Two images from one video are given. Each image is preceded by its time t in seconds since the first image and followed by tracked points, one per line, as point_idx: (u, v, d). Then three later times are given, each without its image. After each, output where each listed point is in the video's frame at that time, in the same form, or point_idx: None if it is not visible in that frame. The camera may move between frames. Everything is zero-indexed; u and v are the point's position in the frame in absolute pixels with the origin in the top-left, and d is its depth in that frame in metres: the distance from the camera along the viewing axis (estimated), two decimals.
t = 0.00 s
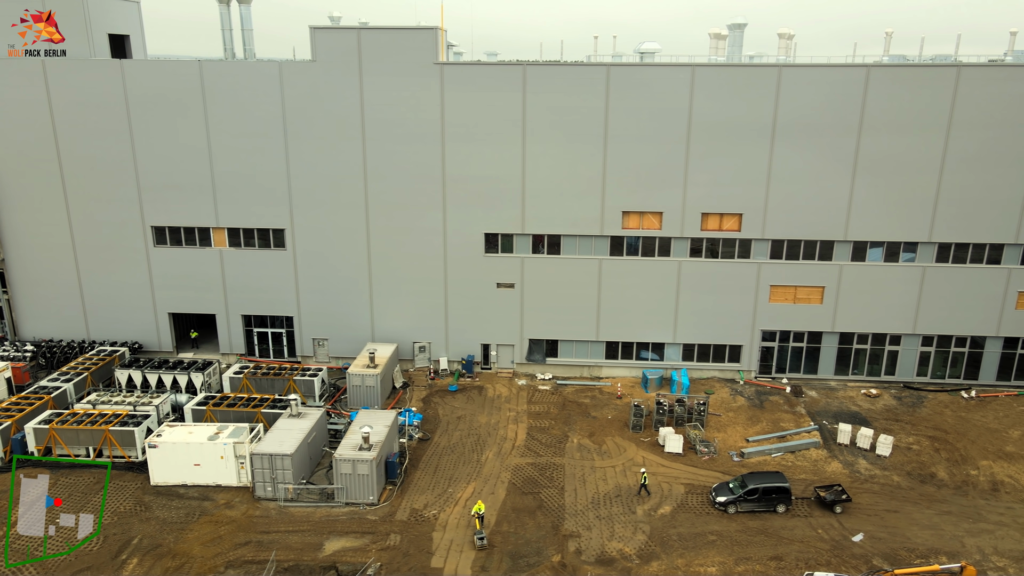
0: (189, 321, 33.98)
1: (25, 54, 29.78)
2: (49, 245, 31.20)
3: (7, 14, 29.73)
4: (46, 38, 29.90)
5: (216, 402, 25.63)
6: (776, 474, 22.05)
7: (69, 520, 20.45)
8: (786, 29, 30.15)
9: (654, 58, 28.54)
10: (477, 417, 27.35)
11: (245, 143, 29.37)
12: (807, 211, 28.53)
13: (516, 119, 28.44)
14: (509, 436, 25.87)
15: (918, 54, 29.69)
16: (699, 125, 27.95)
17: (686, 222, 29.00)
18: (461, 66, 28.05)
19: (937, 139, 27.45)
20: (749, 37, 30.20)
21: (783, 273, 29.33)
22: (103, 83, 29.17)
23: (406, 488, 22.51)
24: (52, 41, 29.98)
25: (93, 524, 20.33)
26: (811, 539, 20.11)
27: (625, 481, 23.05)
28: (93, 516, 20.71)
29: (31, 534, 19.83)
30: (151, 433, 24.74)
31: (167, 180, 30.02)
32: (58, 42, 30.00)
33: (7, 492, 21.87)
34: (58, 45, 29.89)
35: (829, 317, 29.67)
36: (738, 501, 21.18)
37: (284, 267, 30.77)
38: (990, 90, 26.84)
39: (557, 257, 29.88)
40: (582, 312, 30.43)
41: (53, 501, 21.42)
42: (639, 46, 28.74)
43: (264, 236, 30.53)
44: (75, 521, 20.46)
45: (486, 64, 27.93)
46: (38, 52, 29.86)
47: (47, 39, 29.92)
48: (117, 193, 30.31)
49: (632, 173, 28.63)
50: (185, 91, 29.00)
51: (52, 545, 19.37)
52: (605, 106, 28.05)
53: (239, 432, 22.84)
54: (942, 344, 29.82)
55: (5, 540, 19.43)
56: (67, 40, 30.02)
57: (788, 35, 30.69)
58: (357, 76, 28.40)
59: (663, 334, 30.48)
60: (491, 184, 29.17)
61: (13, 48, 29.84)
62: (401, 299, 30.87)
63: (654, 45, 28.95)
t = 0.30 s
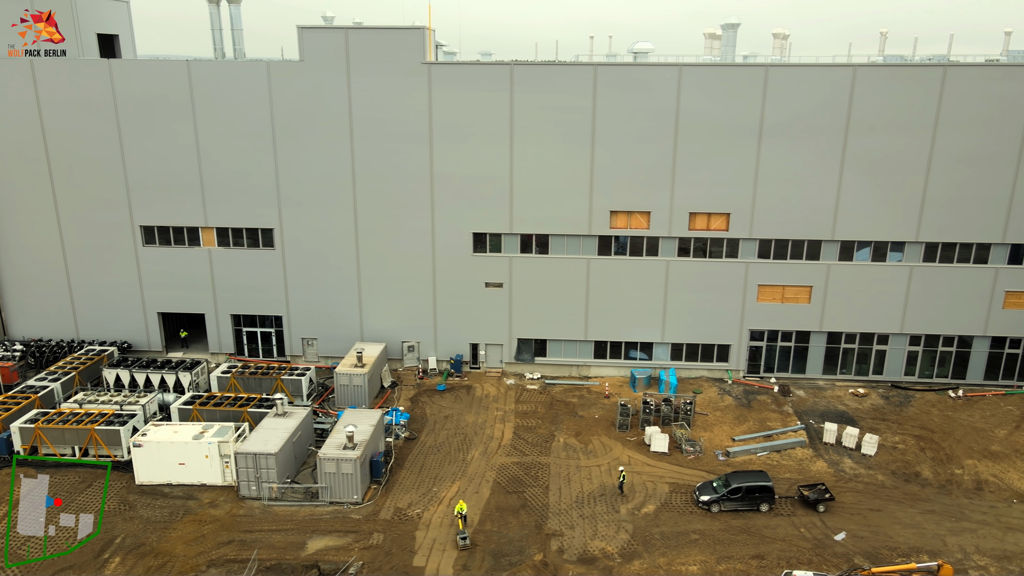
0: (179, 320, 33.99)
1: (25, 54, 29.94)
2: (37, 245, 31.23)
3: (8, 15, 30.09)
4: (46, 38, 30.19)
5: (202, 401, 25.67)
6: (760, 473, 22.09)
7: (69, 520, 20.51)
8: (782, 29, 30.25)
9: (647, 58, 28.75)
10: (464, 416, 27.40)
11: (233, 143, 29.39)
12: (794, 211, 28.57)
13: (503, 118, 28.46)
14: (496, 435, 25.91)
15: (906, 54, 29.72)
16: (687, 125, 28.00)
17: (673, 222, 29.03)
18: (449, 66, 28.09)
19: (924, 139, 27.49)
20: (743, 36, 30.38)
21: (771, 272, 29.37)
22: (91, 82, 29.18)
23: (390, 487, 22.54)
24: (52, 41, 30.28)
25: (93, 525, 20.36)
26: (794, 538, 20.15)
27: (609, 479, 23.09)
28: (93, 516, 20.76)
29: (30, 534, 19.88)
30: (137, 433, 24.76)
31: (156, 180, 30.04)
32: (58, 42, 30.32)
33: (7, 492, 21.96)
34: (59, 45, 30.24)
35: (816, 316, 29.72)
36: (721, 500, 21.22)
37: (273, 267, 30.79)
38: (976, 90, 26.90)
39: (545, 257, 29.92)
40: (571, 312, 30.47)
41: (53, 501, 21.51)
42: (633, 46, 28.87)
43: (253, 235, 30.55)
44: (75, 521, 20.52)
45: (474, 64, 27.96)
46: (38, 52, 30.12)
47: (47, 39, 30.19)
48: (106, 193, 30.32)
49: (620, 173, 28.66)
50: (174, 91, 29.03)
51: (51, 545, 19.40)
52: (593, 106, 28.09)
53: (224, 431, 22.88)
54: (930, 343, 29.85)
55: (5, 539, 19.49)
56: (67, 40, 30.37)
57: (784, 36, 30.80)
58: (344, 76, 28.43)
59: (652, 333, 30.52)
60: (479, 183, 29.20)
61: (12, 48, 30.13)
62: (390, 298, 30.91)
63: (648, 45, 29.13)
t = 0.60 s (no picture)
0: (169, 320, 34.02)
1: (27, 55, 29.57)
2: (26, 245, 31.26)
3: (8, 14, 30.15)
4: (46, 38, 30.27)
5: (189, 401, 25.70)
6: (744, 471, 22.13)
7: (69, 520, 20.47)
8: (775, 29, 30.30)
9: (640, 58, 28.11)
10: (452, 415, 27.44)
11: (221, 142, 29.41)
12: (781, 211, 28.60)
13: (491, 118, 28.50)
14: (482, 434, 25.94)
15: (894, 53, 29.72)
16: (673, 125, 28.04)
17: (661, 221, 29.05)
18: (436, 66, 28.12)
19: (910, 139, 27.51)
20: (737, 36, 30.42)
21: (759, 272, 29.41)
22: (79, 82, 29.19)
23: (375, 486, 22.58)
24: (52, 42, 30.38)
25: (93, 525, 20.34)
26: (776, 537, 20.18)
27: (594, 478, 23.13)
28: (93, 516, 20.75)
29: (31, 533, 19.85)
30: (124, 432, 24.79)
31: (144, 179, 30.06)
32: (58, 42, 30.49)
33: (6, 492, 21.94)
34: (59, 45, 30.45)
35: (804, 316, 29.76)
36: (705, 498, 21.26)
37: (262, 266, 30.82)
38: (962, 90, 26.93)
39: (534, 256, 29.95)
40: (560, 311, 30.50)
41: (53, 501, 21.49)
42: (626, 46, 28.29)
43: (242, 235, 30.56)
44: (75, 521, 20.47)
45: (461, 63, 27.98)
46: (38, 52, 30.08)
47: (47, 39, 30.28)
48: (95, 193, 30.35)
49: (607, 173, 28.70)
50: (162, 91, 29.04)
51: (52, 545, 19.38)
52: (580, 106, 28.11)
53: (209, 430, 22.91)
54: (917, 342, 29.91)
55: (5, 539, 19.47)
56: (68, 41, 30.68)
57: (778, 35, 30.85)
58: (332, 74, 28.44)
59: (640, 333, 30.55)
60: (467, 183, 29.24)
61: (13, 49, 29.92)
62: (379, 298, 30.94)
63: (641, 44, 28.49)
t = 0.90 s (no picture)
0: (159, 319, 34.03)
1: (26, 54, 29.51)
2: (15, 245, 31.27)
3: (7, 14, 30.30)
4: (47, 38, 30.06)
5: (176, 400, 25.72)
6: (728, 470, 22.17)
7: (69, 519, 20.42)
8: (771, 29, 30.38)
9: (633, 57, 28.75)
10: (439, 415, 27.48)
11: (211, 143, 29.44)
12: (770, 211, 28.63)
13: (479, 118, 28.53)
14: (469, 433, 25.98)
15: (883, 53, 29.77)
16: (660, 125, 28.08)
17: (649, 221, 29.08)
18: (424, 66, 28.15)
19: (897, 138, 27.57)
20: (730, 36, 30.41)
21: (747, 271, 29.45)
22: (67, 82, 29.20)
23: (360, 485, 22.59)
24: (52, 42, 30.14)
25: (93, 524, 20.32)
26: (759, 536, 20.21)
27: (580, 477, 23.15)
28: (93, 516, 20.72)
29: (31, 533, 19.83)
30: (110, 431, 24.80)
31: (133, 179, 30.08)
32: (58, 42, 30.14)
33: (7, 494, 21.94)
34: (60, 45, 30.23)
35: (792, 315, 29.80)
36: (688, 498, 21.28)
37: (251, 266, 30.84)
38: (949, 89, 26.99)
39: (522, 255, 29.98)
40: (548, 311, 30.53)
41: (53, 501, 21.44)
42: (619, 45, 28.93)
43: (230, 235, 30.59)
44: (75, 520, 20.45)
45: (449, 63, 28.04)
46: (38, 52, 29.86)
47: (47, 39, 30.08)
48: (84, 193, 30.37)
49: (595, 173, 28.73)
50: (150, 90, 29.06)
51: (52, 545, 19.37)
52: (568, 106, 28.15)
53: (195, 430, 22.92)
54: (905, 342, 29.95)
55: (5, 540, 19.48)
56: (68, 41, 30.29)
57: (773, 35, 30.93)
58: (320, 73, 28.45)
59: (629, 332, 30.57)
60: (456, 182, 29.28)
61: (13, 49, 29.73)
62: (368, 297, 30.96)
63: (634, 45, 29.20)
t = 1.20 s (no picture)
0: (149, 319, 34.04)
1: (26, 54, 29.33)
2: (4, 244, 31.25)
3: (7, 14, 29.53)
4: (46, 38, 29.48)
5: (163, 400, 25.73)
6: (713, 470, 22.20)
7: (69, 519, 20.33)
8: (766, 29, 30.38)
9: (627, 57, 28.58)
10: (427, 414, 27.52)
11: (200, 143, 29.47)
12: (758, 210, 28.65)
13: (467, 118, 28.55)
14: (456, 433, 26.01)
15: (874, 53, 29.79)
16: (648, 125, 28.10)
17: (638, 221, 29.10)
18: (412, 65, 28.16)
19: (884, 138, 27.58)
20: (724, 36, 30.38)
21: (736, 271, 29.47)
22: (56, 82, 29.21)
23: (345, 485, 22.62)
24: (52, 42, 29.62)
25: (93, 525, 20.26)
26: (742, 535, 20.24)
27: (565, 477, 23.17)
28: (93, 516, 20.66)
29: (31, 533, 19.86)
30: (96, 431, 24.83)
31: (122, 179, 30.09)
32: (58, 42, 29.65)
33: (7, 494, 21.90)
34: (59, 46, 29.65)
35: (781, 315, 29.82)
36: (673, 497, 21.30)
37: (240, 266, 30.87)
38: (935, 89, 27.02)
39: (511, 255, 30.01)
40: (537, 311, 30.56)
41: (54, 501, 21.40)
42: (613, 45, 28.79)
43: (220, 235, 30.60)
44: (75, 521, 20.35)
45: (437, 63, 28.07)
46: (38, 52, 29.44)
47: (47, 39, 29.50)
48: (72, 192, 30.36)
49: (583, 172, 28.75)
50: (139, 90, 29.08)
51: (52, 545, 19.37)
52: (556, 105, 28.16)
53: (180, 430, 22.93)
54: (893, 341, 29.99)
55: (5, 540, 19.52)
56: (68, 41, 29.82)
57: (768, 35, 30.93)
58: (308, 74, 28.48)
59: (618, 332, 30.58)
60: (444, 182, 29.31)
61: (12, 49, 29.39)
62: (357, 297, 30.99)
63: (628, 44, 28.99)
